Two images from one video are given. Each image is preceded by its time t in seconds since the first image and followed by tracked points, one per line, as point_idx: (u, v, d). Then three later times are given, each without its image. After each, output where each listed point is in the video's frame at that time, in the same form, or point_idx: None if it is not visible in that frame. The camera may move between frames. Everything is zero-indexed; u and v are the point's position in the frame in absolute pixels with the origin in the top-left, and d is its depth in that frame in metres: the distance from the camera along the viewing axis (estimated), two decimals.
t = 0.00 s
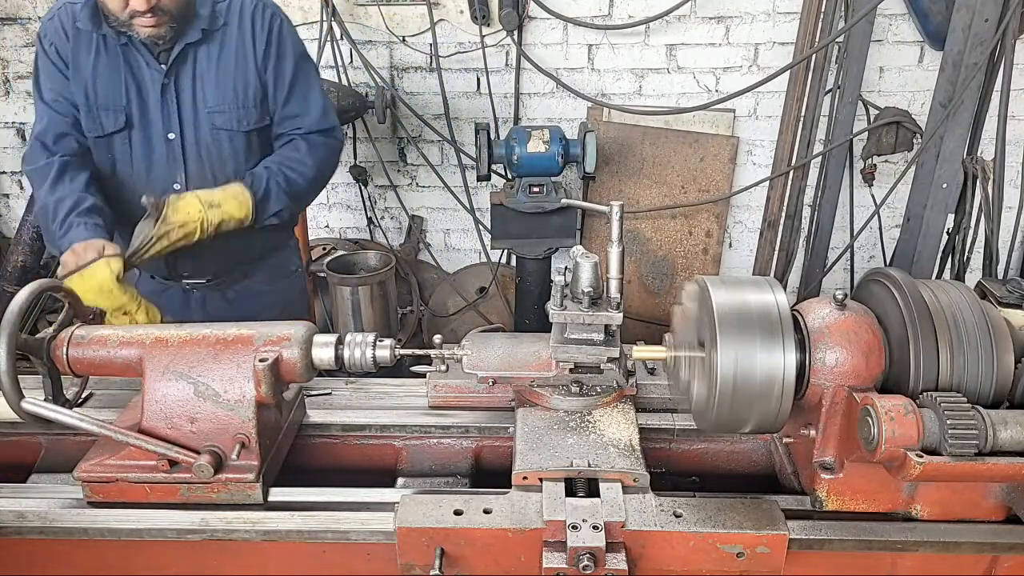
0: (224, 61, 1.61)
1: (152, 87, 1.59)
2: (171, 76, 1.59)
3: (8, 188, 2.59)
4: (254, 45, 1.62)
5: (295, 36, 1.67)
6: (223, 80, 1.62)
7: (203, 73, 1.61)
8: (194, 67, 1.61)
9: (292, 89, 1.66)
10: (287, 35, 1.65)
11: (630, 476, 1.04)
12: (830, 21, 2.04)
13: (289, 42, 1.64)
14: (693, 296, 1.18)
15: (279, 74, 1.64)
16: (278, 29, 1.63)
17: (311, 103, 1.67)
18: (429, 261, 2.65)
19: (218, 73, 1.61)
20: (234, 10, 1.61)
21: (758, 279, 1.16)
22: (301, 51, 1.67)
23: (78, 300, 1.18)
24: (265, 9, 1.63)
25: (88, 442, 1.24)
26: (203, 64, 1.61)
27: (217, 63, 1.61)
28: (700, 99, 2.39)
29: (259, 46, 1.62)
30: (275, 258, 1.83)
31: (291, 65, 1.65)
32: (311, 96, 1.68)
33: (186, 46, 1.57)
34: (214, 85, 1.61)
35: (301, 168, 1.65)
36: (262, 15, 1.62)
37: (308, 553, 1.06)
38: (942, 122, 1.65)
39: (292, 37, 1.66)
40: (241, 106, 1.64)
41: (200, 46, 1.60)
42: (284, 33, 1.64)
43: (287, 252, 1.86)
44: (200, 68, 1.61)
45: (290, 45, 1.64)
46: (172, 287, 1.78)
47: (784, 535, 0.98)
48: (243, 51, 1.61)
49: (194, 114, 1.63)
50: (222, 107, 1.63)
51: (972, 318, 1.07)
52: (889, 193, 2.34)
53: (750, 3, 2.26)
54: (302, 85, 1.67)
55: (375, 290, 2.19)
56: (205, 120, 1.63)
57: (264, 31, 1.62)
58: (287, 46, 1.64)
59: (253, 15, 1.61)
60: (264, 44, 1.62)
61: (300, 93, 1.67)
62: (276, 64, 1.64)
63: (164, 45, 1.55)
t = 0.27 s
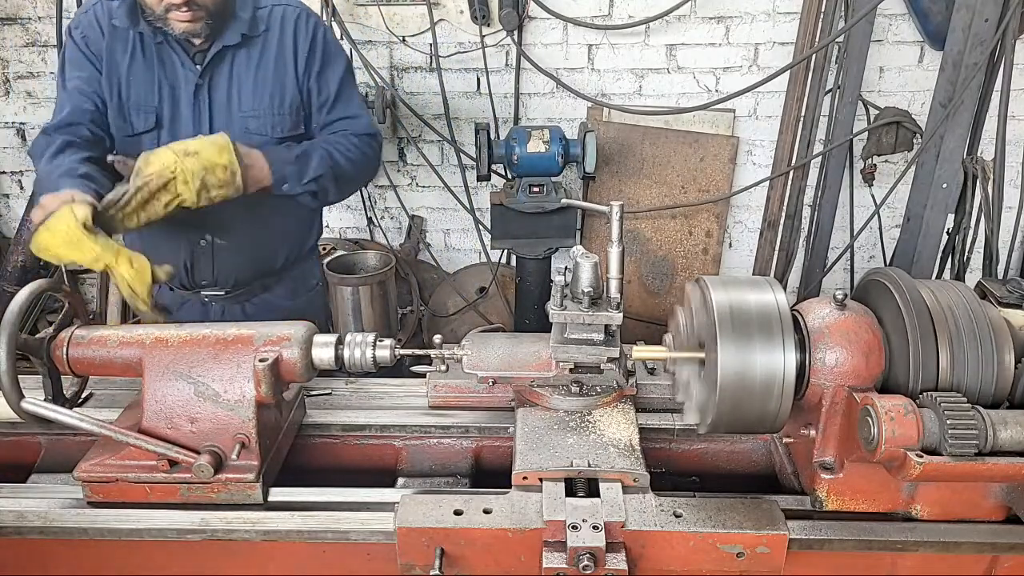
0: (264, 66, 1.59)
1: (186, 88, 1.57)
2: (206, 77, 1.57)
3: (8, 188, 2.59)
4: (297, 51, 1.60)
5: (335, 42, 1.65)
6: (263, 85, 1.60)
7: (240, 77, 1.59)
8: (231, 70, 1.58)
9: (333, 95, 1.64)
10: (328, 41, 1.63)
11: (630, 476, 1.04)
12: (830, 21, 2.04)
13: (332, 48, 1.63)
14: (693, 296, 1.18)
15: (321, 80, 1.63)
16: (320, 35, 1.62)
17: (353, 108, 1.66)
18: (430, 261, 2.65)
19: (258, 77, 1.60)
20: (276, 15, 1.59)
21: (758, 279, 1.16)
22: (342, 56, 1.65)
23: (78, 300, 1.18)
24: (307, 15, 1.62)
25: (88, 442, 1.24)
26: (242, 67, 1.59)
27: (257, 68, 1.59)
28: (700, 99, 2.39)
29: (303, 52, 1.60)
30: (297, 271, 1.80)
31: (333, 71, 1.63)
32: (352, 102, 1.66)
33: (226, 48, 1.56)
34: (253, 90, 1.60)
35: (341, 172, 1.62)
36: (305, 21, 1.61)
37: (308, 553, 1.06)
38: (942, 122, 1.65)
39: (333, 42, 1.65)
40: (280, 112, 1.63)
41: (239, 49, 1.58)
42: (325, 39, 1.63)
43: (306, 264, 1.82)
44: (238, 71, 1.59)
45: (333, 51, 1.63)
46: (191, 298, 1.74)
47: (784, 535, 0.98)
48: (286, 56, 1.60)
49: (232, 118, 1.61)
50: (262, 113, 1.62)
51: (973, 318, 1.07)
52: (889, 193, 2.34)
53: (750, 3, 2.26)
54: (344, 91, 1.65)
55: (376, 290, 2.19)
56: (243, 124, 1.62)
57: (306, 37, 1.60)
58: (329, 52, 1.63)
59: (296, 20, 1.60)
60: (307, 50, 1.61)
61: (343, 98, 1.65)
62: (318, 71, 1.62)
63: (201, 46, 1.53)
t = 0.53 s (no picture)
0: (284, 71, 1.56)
1: (202, 89, 1.53)
2: (223, 78, 1.53)
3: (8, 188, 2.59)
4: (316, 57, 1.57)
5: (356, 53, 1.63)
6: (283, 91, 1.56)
7: (258, 79, 1.55)
8: (252, 73, 1.55)
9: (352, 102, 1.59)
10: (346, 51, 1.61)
11: (630, 476, 1.04)
12: (830, 21, 2.04)
13: (351, 57, 1.61)
14: (693, 296, 1.18)
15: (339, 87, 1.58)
16: (341, 44, 1.60)
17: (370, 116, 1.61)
18: (430, 261, 2.65)
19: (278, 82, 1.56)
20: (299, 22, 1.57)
21: (758, 279, 1.16)
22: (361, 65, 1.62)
23: (78, 300, 1.18)
24: (329, 23, 1.61)
25: (88, 442, 1.24)
26: (264, 71, 1.55)
27: (278, 72, 1.56)
28: (700, 99, 2.39)
29: (323, 59, 1.57)
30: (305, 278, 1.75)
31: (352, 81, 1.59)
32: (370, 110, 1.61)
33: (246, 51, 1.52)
34: (272, 95, 1.56)
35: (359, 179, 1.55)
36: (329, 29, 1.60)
37: (308, 553, 1.06)
38: (942, 122, 1.65)
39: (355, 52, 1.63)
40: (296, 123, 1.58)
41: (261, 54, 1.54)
42: (344, 48, 1.61)
43: (315, 272, 1.77)
44: (260, 74, 1.55)
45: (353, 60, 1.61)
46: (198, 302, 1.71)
47: (784, 535, 0.98)
48: (308, 63, 1.56)
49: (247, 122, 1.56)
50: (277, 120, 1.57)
51: (973, 318, 1.07)
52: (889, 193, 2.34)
53: (750, 3, 2.26)
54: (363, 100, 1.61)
55: (376, 290, 2.19)
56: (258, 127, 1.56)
57: (327, 45, 1.58)
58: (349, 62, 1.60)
59: (318, 29, 1.58)
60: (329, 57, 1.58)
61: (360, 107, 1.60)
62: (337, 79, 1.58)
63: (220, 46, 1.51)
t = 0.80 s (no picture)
0: (285, 79, 1.54)
1: (202, 94, 1.53)
2: (223, 84, 1.53)
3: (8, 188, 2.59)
4: (317, 70, 1.53)
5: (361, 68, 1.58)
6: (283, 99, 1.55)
7: (258, 86, 1.54)
8: (253, 79, 1.54)
9: (350, 121, 1.53)
10: (348, 66, 1.56)
11: (630, 476, 1.04)
12: (830, 21, 2.04)
13: (354, 73, 1.56)
14: (693, 296, 1.18)
15: (336, 103, 1.53)
16: (345, 59, 1.55)
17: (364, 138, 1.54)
18: (430, 261, 2.65)
19: (278, 89, 1.54)
20: (306, 31, 1.54)
21: (758, 279, 1.16)
22: (364, 82, 1.57)
23: (78, 300, 1.18)
24: (336, 35, 1.56)
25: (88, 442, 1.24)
26: (266, 78, 1.54)
27: (279, 82, 1.54)
28: (700, 99, 2.39)
29: (324, 73, 1.53)
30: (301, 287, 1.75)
31: (351, 98, 1.54)
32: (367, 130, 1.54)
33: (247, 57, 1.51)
34: (270, 103, 1.55)
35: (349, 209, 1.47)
36: (336, 42, 1.56)
37: (308, 553, 1.06)
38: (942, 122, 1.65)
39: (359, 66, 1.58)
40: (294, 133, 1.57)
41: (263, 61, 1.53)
42: (348, 63, 1.56)
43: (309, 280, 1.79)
44: (261, 81, 1.54)
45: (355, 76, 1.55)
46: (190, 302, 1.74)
47: (784, 535, 0.98)
48: (309, 74, 1.54)
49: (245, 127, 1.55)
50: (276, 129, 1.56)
51: (973, 318, 1.07)
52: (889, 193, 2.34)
53: (750, 3, 2.26)
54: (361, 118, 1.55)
55: (375, 290, 2.19)
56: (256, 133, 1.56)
57: (329, 57, 1.54)
58: (352, 78, 1.55)
59: (323, 40, 1.54)
60: (331, 71, 1.53)
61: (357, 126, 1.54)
62: (336, 95, 1.53)
63: (224, 50, 1.50)
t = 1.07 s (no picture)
0: (258, 97, 1.56)
1: (167, 117, 1.52)
2: (186, 107, 1.52)
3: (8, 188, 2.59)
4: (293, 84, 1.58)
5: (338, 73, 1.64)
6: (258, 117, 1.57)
7: (227, 106, 1.55)
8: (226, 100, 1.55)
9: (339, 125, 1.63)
10: (328, 72, 1.61)
11: (630, 476, 1.04)
12: (830, 21, 2.04)
13: (332, 77, 1.62)
14: (693, 296, 1.18)
15: (321, 112, 1.61)
16: (323, 66, 1.61)
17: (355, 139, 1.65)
18: (430, 261, 2.65)
19: (253, 107, 1.57)
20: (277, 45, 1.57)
21: (758, 279, 1.16)
22: (340, 93, 1.63)
23: (78, 300, 1.18)
24: (309, 44, 1.60)
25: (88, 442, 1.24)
26: (238, 99, 1.56)
27: (252, 100, 1.56)
28: (700, 99, 2.39)
29: (301, 85, 1.58)
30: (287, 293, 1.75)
31: (336, 104, 1.62)
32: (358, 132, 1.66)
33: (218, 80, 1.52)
34: (247, 122, 1.57)
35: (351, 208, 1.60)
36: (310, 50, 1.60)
37: (308, 553, 1.06)
38: (942, 122, 1.65)
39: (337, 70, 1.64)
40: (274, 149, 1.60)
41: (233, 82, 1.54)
42: (326, 70, 1.61)
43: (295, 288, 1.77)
44: (233, 101, 1.56)
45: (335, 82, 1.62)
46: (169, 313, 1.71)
47: (784, 535, 0.98)
48: (285, 88, 1.58)
49: (221, 149, 1.57)
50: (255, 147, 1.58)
51: (973, 318, 1.07)
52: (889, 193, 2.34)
53: (750, 3, 2.26)
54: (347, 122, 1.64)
55: (375, 290, 2.19)
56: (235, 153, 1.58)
57: (306, 68, 1.58)
58: (332, 81, 1.62)
59: (298, 51, 1.58)
60: (308, 82, 1.59)
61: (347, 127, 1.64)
62: (317, 104, 1.60)
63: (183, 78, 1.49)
